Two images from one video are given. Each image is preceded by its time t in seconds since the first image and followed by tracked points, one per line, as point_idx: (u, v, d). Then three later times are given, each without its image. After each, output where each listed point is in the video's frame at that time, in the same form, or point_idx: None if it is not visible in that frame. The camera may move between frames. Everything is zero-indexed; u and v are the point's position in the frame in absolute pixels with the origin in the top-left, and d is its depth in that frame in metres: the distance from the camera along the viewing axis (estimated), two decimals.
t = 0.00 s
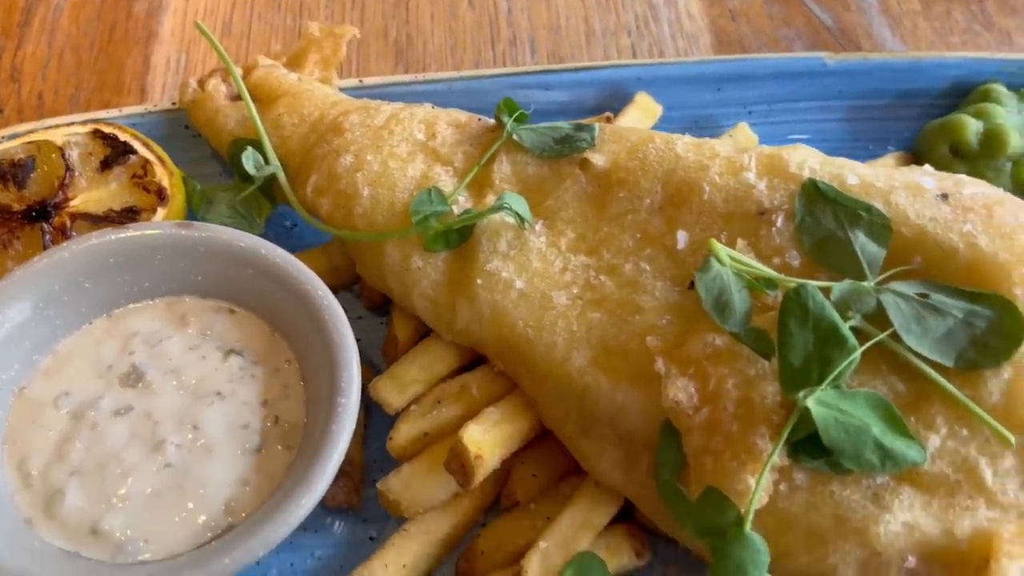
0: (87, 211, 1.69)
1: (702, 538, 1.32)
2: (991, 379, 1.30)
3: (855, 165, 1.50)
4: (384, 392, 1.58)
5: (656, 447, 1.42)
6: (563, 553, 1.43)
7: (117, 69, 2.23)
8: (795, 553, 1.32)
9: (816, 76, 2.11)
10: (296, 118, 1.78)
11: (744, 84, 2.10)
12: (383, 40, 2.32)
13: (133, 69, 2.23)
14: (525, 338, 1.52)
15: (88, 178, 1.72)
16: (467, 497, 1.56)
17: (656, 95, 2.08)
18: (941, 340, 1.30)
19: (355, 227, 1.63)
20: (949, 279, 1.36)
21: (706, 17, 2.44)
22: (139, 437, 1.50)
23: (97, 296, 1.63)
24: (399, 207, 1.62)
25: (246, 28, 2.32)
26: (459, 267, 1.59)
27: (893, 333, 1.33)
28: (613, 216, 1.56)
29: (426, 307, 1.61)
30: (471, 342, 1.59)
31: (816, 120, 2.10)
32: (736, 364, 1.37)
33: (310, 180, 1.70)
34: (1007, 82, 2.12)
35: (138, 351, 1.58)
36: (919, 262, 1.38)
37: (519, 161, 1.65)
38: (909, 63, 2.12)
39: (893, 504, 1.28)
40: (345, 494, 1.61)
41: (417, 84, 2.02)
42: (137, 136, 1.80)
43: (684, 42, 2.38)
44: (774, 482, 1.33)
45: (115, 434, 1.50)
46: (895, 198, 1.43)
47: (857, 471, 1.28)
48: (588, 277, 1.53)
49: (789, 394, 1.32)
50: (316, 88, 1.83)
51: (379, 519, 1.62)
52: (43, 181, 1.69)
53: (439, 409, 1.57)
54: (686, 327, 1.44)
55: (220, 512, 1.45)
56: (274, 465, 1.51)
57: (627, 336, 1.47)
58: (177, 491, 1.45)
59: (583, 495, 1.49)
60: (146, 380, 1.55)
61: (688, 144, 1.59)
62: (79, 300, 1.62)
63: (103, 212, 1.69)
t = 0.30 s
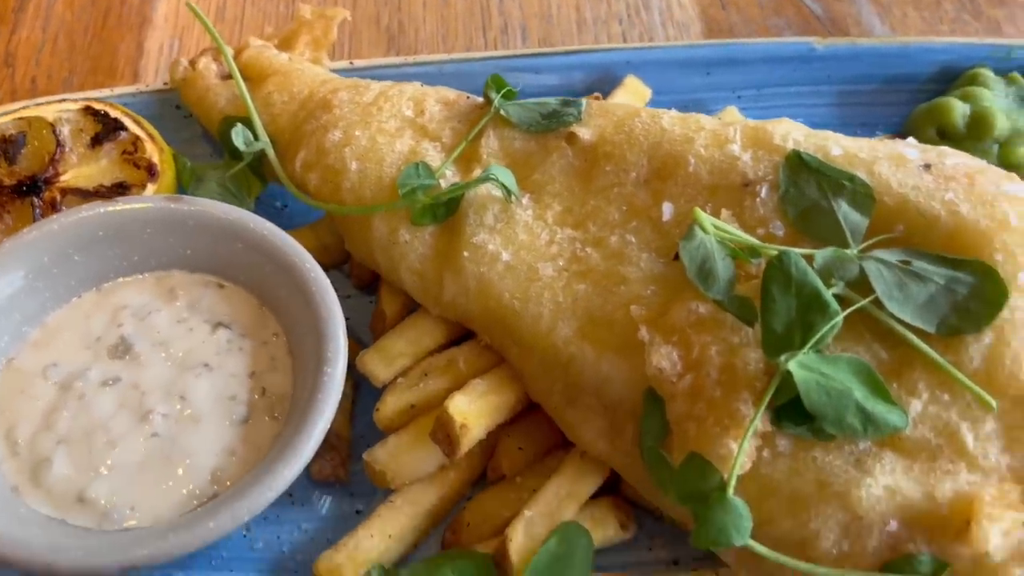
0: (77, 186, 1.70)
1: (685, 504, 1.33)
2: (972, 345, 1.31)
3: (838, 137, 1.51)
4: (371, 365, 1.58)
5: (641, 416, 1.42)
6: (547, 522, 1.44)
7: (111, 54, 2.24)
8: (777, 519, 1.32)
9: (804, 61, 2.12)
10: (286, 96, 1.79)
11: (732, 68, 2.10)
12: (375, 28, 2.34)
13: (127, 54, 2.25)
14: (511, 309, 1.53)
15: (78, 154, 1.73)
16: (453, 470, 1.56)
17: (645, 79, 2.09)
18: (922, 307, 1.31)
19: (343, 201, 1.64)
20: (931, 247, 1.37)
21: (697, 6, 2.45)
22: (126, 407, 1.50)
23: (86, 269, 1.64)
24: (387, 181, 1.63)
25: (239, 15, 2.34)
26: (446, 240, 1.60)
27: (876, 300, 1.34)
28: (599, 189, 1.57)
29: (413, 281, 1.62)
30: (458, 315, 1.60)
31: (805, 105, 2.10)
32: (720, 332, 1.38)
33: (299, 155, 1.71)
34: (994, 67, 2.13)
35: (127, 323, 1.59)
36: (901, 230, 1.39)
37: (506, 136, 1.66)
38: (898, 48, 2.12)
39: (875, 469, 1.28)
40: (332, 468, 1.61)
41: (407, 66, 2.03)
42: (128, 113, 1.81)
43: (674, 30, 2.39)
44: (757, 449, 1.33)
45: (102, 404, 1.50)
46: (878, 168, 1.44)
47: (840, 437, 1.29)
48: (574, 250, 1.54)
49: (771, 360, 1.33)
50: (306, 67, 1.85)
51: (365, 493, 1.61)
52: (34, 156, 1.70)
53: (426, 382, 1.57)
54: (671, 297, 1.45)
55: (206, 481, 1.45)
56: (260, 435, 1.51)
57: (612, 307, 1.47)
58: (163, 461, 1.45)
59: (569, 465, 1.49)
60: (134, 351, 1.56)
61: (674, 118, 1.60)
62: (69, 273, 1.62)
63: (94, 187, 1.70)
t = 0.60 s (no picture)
0: (68, 165, 1.71)
1: (668, 475, 1.33)
2: (954, 316, 1.31)
3: (823, 114, 1.52)
4: (358, 341, 1.59)
5: (626, 389, 1.43)
6: (532, 495, 1.45)
7: (105, 42, 2.26)
8: (760, 490, 1.32)
9: (793, 48, 2.13)
10: (277, 77, 1.80)
11: (721, 56, 2.12)
12: (368, 17, 2.35)
13: (121, 41, 2.26)
14: (497, 285, 1.53)
15: (70, 134, 1.74)
16: (440, 446, 1.57)
17: (635, 65, 2.09)
18: (905, 278, 1.32)
19: (332, 179, 1.65)
20: (914, 219, 1.37)
21: None
22: (114, 380, 1.51)
23: (76, 246, 1.65)
24: (375, 160, 1.64)
25: (233, 3, 2.35)
26: (434, 218, 1.61)
27: (858, 272, 1.35)
28: (585, 166, 1.58)
29: (400, 258, 1.62)
30: (445, 292, 1.60)
31: (796, 92, 2.11)
32: (703, 304, 1.39)
33: (289, 135, 1.72)
34: (983, 55, 2.14)
35: (116, 300, 1.60)
36: (884, 203, 1.39)
37: (494, 115, 1.67)
38: (887, 36, 2.13)
39: (857, 438, 1.28)
40: (320, 444, 1.61)
41: (399, 52, 2.04)
42: (119, 94, 1.82)
43: (666, 19, 2.40)
44: (741, 420, 1.33)
45: (89, 377, 1.50)
46: (862, 143, 1.45)
47: (823, 407, 1.29)
48: (560, 226, 1.55)
49: (754, 330, 1.33)
50: (297, 49, 1.86)
51: (352, 469, 1.61)
52: (25, 135, 1.71)
53: (413, 358, 1.57)
54: (656, 271, 1.45)
55: (192, 453, 1.46)
56: (247, 409, 1.52)
57: (598, 282, 1.48)
58: (150, 433, 1.46)
59: (555, 440, 1.50)
60: (122, 327, 1.56)
61: (661, 97, 1.61)
62: (58, 250, 1.63)
63: (85, 166, 1.71)
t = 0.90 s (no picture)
0: (58, 148, 1.71)
1: (651, 451, 1.34)
2: (935, 292, 1.31)
3: (807, 96, 1.53)
4: (345, 322, 1.60)
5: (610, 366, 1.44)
6: (517, 473, 1.45)
7: (99, 32, 2.27)
8: (742, 465, 1.33)
9: (782, 37, 2.14)
10: (267, 63, 1.81)
11: (710, 45, 2.13)
12: (361, 7, 2.36)
13: (115, 31, 2.28)
14: (483, 264, 1.54)
15: (61, 117, 1.74)
16: (426, 426, 1.57)
17: (624, 54, 2.11)
18: (887, 255, 1.32)
19: (320, 162, 1.66)
20: (895, 198, 1.38)
21: None
22: (101, 359, 1.51)
23: (65, 228, 1.65)
24: (363, 142, 1.65)
25: None
26: (421, 200, 1.61)
27: (841, 249, 1.35)
28: (572, 148, 1.59)
29: (388, 240, 1.63)
30: (432, 274, 1.61)
31: (784, 80, 2.12)
32: (687, 282, 1.40)
33: (278, 118, 1.73)
34: (971, 44, 2.16)
35: (104, 280, 1.60)
36: (867, 182, 1.40)
37: (482, 99, 1.67)
38: (875, 25, 2.15)
39: (838, 413, 1.29)
40: (307, 424, 1.62)
41: (389, 40, 2.05)
42: (110, 79, 1.83)
43: (656, 10, 2.41)
44: (723, 396, 1.34)
45: (77, 356, 1.50)
46: (845, 123, 1.45)
47: (805, 383, 1.30)
48: (546, 207, 1.55)
49: (736, 307, 1.34)
50: (287, 35, 1.87)
51: (338, 450, 1.63)
52: (16, 119, 1.71)
53: (399, 338, 1.58)
54: (641, 250, 1.46)
55: (178, 431, 1.46)
56: (234, 388, 1.52)
57: (583, 261, 1.49)
58: (136, 411, 1.46)
59: (541, 419, 1.50)
60: (111, 307, 1.57)
61: (647, 79, 1.62)
62: (47, 231, 1.64)
63: (75, 149, 1.72)
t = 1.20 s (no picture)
0: (49, 134, 1.73)
1: (634, 429, 1.34)
2: (916, 271, 1.32)
3: (792, 79, 1.53)
4: (331, 304, 1.60)
5: (593, 346, 1.45)
6: (501, 454, 1.46)
7: (93, 24, 2.29)
8: (724, 443, 1.34)
9: (771, 28, 2.15)
10: (257, 50, 1.82)
11: (700, 35, 2.14)
12: None
13: (109, 23, 2.29)
14: (469, 247, 1.55)
15: (52, 104, 1.75)
16: (412, 408, 1.57)
17: (614, 44, 2.12)
18: (868, 235, 1.33)
19: (308, 146, 1.68)
20: (877, 179, 1.39)
21: None
22: (89, 340, 1.52)
23: (55, 211, 1.67)
24: (352, 128, 1.66)
25: None
26: (408, 184, 1.62)
27: (822, 229, 1.36)
28: (558, 132, 1.60)
29: (375, 224, 1.64)
30: (419, 257, 1.62)
31: (774, 70, 2.13)
32: (670, 262, 1.41)
33: (267, 104, 1.74)
34: (960, 36, 2.17)
35: (93, 263, 1.61)
36: (849, 163, 1.41)
37: (469, 84, 1.68)
38: (863, 17, 2.17)
39: (819, 391, 1.30)
40: (293, 407, 1.63)
41: (380, 29, 2.06)
42: (101, 66, 1.84)
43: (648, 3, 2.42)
44: (705, 374, 1.35)
45: (65, 337, 1.51)
46: (828, 106, 1.46)
47: (788, 361, 1.30)
48: (532, 190, 1.56)
49: (719, 286, 1.35)
50: (278, 23, 1.88)
51: (325, 432, 1.64)
52: (8, 105, 1.72)
53: (386, 321, 1.58)
54: (625, 231, 1.47)
55: (164, 411, 1.47)
56: (220, 369, 1.53)
57: (567, 243, 1.50)
58: (123, 391, 1.47)
59: (526, 400, 1.51)
60: (99, 290, 1.57)
61: (633, 65, 1.63)
62: (37, 215, 1.65)
63: (66, 135, 1.74)
